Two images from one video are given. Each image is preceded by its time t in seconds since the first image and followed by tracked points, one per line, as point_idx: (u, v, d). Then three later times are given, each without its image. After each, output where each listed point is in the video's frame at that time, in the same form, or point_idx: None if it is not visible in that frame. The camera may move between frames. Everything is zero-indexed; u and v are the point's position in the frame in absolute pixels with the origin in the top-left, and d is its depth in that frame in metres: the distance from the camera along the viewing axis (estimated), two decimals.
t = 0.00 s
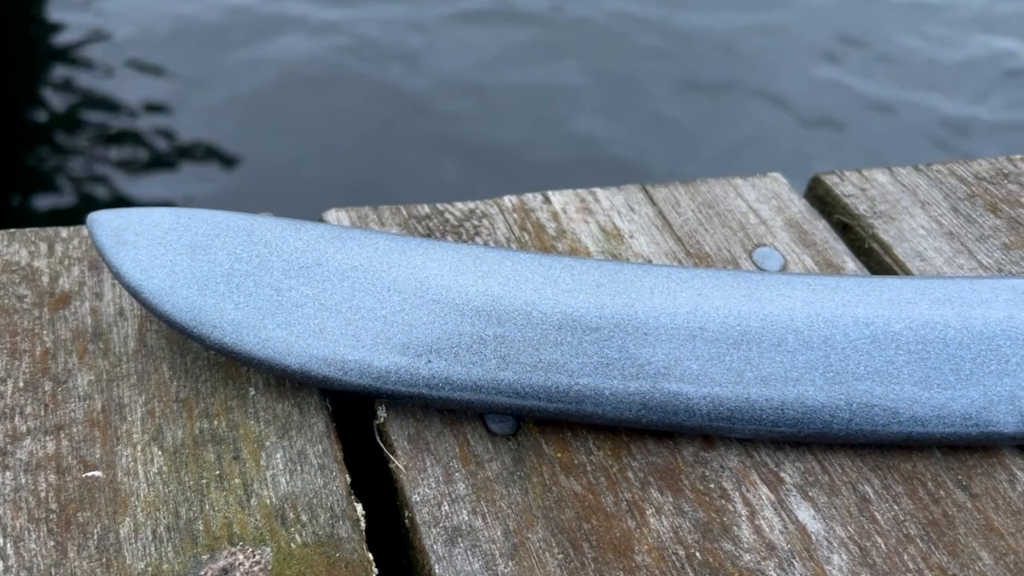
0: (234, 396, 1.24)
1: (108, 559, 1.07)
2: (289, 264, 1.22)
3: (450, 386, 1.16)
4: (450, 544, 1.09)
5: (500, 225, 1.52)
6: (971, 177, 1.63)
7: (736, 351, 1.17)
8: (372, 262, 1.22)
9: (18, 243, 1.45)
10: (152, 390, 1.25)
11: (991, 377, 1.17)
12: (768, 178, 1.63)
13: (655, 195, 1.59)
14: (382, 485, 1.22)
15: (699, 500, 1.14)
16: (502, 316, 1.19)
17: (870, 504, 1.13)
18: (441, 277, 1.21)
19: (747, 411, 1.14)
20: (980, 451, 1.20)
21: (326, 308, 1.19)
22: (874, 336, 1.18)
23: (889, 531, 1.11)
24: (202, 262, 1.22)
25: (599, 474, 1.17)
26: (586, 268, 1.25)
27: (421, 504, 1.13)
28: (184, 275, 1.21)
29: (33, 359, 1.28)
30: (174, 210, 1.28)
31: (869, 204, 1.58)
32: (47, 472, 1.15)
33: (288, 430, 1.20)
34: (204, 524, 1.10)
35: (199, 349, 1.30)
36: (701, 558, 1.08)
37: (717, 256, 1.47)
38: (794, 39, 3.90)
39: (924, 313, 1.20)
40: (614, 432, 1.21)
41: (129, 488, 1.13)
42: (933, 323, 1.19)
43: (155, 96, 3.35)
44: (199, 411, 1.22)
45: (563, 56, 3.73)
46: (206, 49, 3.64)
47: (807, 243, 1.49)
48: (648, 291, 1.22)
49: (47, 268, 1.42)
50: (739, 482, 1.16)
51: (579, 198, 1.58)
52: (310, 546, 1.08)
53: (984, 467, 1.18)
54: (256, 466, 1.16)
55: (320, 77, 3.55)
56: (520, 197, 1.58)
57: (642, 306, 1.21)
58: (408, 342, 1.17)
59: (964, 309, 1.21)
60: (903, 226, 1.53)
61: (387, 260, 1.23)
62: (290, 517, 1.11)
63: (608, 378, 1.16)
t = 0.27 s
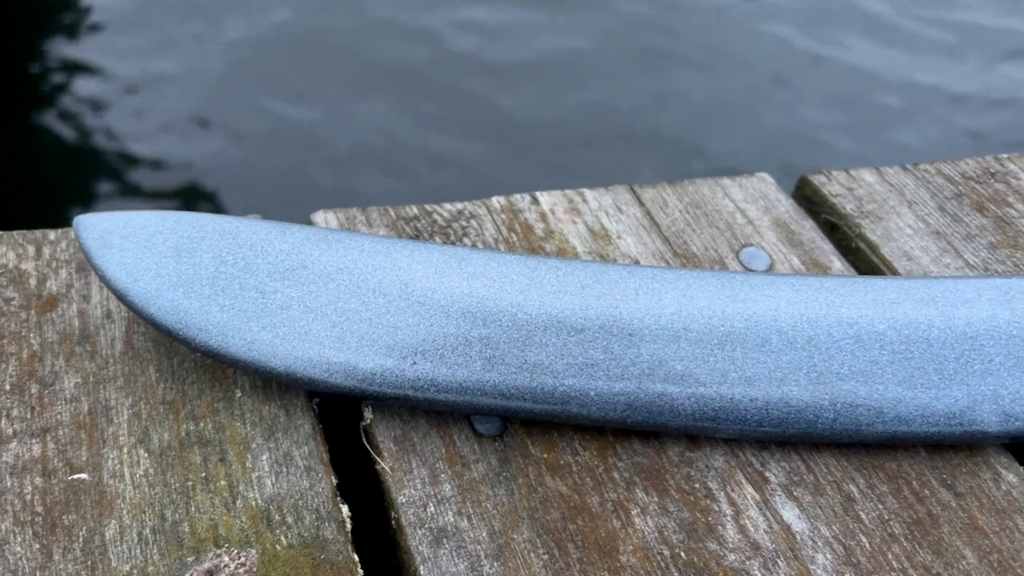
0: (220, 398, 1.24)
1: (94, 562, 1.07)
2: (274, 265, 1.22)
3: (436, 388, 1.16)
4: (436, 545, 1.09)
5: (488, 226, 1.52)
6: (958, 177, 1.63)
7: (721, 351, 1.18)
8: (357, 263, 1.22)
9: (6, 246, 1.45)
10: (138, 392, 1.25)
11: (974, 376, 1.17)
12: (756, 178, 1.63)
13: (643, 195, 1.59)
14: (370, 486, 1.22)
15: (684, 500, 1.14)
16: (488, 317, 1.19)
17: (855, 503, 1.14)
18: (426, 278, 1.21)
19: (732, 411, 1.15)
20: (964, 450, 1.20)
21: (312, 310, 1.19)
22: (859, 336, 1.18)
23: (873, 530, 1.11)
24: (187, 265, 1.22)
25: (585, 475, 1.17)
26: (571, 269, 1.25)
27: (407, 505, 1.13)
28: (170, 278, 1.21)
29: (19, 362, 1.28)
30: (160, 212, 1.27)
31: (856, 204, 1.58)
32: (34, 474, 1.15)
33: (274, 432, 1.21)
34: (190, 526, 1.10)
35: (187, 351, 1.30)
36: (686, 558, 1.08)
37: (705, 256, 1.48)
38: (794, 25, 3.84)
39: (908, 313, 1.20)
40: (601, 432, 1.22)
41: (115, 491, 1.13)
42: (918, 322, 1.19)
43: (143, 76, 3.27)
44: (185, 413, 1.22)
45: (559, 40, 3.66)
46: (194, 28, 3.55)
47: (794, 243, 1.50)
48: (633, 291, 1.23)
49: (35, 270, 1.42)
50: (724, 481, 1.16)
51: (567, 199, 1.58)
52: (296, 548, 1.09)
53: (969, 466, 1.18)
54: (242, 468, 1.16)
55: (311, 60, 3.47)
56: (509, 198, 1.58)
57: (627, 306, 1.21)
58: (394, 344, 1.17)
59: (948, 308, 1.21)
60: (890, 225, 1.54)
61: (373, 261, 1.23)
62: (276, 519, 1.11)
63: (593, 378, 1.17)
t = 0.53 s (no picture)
0: (201, 397, 1.24)
1: (73, 562, 1.06)
2: (255, 265, 1.22)
3: (417, 386, 1.16)
4: (417, 544, 1.09)
5: (472, 225, 1.51)
6: (942, 173, 1.63)
7: (702, 348, 1.18)
8: (337, 262, 1.22)
9: None
10: (120, 392, 1.24)
11: (955, 372, 1.17)
12: (740, 175, 1.63)
13: (627, 193, 1.59)
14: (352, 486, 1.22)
15: (665, 497, 1.14)
16: (468, 315, 1.19)
17: (837, 499, 1.14)
18: (407, 276, 1.21)
19: (713, 408, 1.15)
20: (946, 445, 1.20)
21: (292, 309, 1.19)
22: (840, 332, 1.18)
23: (855, 526, 1.11)
24: (168, 265, 1.21)
25: (566, 472, 1.17)
26: (553, 267, 1.25)
27: (388, 504, 1.13)
28: (151, 278, 1.20)
29: None
30: (141, 212, 1.27)
31: (840, 200, 1.58)
32: (13, 475, 1.14)
33: (255, 431, 1.20)
34: (170, 526, 1.10)
35: (168, 351, 1.29)
36: (667, 555, 1.08)
37: (688, 254, 1.48)
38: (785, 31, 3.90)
39: (890, 309, 1.20)
40: (583, 430, 1.22)
41: (95, 491, 1.13)
42: (899, 318, 1.19)
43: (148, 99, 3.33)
44: (166, 413, 1.22)
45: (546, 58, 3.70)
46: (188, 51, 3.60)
47: (778, 240, 1.50)
48: (614, 289, 1.22)
49: (17, 271, 1.41)
50: (705, 478, 1.16)
51: (551, 197, 1.58)
52: (276, 547, 1.08)
53: (951, 462, 1.18)
54: (223, 468, 1.16)
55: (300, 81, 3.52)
56: (493, 196, 1.58)
57: (609, 304, 1.21)
58: (374, 343, 1.17)
59: (929, 304, 1.21)
60: (874, 222, 1.54)
61: (354, 259, 1.23)
62: (257, 518, 1.11)
63: (575, 376, 1.16)
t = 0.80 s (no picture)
0: (180, 395, 1.23)
1: (48, 561, 1.05)
2: (232, 260, 1.21)
3: (395, 381, 1.15)
4: (395, 540, 1.08)
5: (453, 221, 1.51)
6: (925, 166, 1.63)
7: (681, 340, 1.17)
8: (315, 258, 1.22)
9: None
10: (97, 390, 1.23)
11: (936, 363, 1.17)
12: (723, 170, 1.63)
13: (610, 188, 1.59)
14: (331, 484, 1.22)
15: (645, 491, 1.13)
16: (447, 309, 1.18)
17: (818, 492, 1.13)
18: (385, 271, 1.21)
19: (692, 401, 1.15)
20: (928, 438, 1.20)
21: (270, 305, 1.18)
22: (819, 324, 1.18)
23: (835, 519, 1.10)
24: (144, 261, 1.21)
25: (546, 467, 1.16)
26: (533, 261, 1.25)
27: (366, 500, 1.12)
28: (127, 274, 1.20)
29: None
30: (118, 208, 1.26)
31: (823, 194, 1.58)
32: None
33: (233, 428, 1.19)
34: (147, 523, 1.09)
35: (147, 348, 1.28)
36: (646, 549, 1.08)
37: (670, 248, 1.48)
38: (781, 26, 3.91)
39: (870, 301, 1.20)
40: (563, 425, 1.21)
41: (72, 489, 1.12)
42: (879, 309, 1.19)
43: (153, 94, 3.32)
44: (144, 411, 1.21)
45: (537, 55, 3.69)
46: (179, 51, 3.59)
47: (760, 233, 1.50)
48: (594, 282, 1.22)
49: None
50: (685, 472, 1.15)
51: (534, 192, 1.58)
52: (253, 544, 1.08)
53: (932, 454, 1.18)
54: (200, 465, 1.15)
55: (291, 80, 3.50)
56: (475, 192, 1.57)
57: (588, 297, 1.20)
58: (352, 338, 1.16)
59: (909, 296, 1.21)
60: (857, 215, 1.53)
61: (331, 254, 1.22)
62: (234, 515, 1.10)
63: (554, 369, 1.16)
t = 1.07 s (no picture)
0: (154, 391, 1.21)
1: (19, 560, 1.04)
2: (205, 255, 1.20)
3: (372, 375, 1.14)
4: (371, 535, 1.07)
5: (433, 214, 1.49)
6: (908, 156, 1.62)
7: (660, 332, 1.17)
8: (291, 252, 1.21)
9: None
10: (71, 387, 1.22)
11: (917, 352, 1.16)
12: (705, 161, 1.62)
13: (591, 180, 1.57)
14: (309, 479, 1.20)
15: (625, 483, 1.13)
16: (424, 303, 1.17)
17: (799, 483, 1.12)
18: (361, 264, 1.19)
19: (671, 392, 1.14)
20: (909, 427, 1.19)
21: (244, 299, 1.17)
22: (799, 314, 1.17)
23: (816, 510, 1.09)
24: (117, 256, 1.19)
25: (525, 461, 1.15)
26: (511, 253, 1.24)
27: (342, 496, 1.11)
28: (100, 270, 1.18)
29: None
30: (90, 203, 1.25)
31: (806, 184, 1.57)
32: None
33: (208, 425, 1.18)
34: (120, 521, 1.08)
35: (122, 345, 1.27)
36: (625, 541, 1.07)
37: (651, 240, 1.47)
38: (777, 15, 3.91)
39: (850, 290, 1.19)
40: (542, 418, 1.20)
41: (44, 488, 1.11)
42: (859, 299, 1.18)
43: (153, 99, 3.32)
44: (118, 407, 1.19)
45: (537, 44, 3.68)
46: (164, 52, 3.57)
47: (741, 225, 1.49)
48: (572, 275, 1.21)
49: None
50: (665, 464, 1.15)
51: (514, 185, 1.56)
52: (227, 541, 1.06)
53: (914, 444, 1.17)
54: (174, 462, 1.14)
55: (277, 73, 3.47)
56: (455, 184, 1.55)
57: (566, 289, 1.19)
58: (328, 333, 1.15)
59: (890, 285, 1.20)
60: (839, 205, 1.52)
61: (307, 249, 1.21)
62: (208, 512, 1.09)
63: (532, 362, 1.15)
